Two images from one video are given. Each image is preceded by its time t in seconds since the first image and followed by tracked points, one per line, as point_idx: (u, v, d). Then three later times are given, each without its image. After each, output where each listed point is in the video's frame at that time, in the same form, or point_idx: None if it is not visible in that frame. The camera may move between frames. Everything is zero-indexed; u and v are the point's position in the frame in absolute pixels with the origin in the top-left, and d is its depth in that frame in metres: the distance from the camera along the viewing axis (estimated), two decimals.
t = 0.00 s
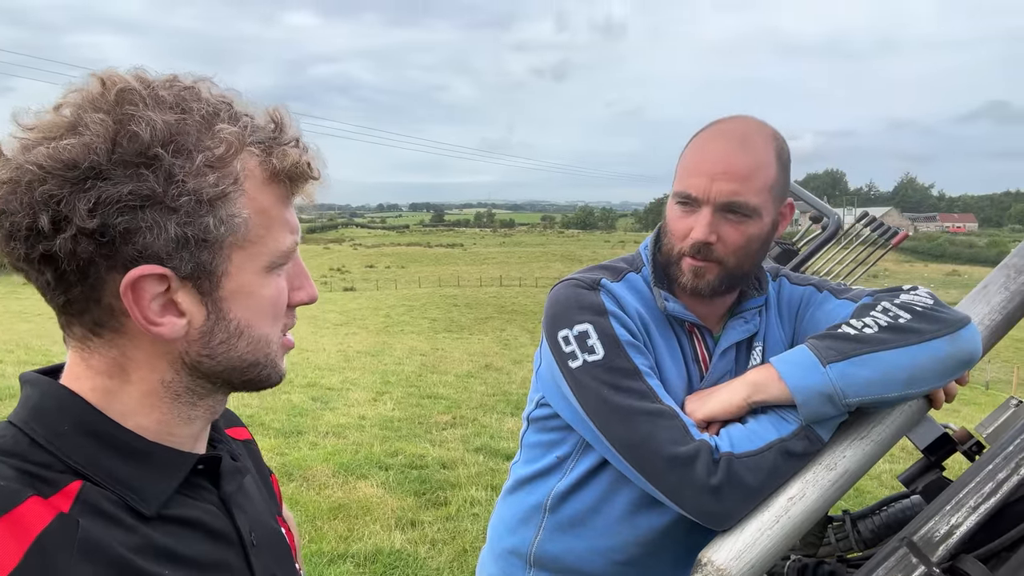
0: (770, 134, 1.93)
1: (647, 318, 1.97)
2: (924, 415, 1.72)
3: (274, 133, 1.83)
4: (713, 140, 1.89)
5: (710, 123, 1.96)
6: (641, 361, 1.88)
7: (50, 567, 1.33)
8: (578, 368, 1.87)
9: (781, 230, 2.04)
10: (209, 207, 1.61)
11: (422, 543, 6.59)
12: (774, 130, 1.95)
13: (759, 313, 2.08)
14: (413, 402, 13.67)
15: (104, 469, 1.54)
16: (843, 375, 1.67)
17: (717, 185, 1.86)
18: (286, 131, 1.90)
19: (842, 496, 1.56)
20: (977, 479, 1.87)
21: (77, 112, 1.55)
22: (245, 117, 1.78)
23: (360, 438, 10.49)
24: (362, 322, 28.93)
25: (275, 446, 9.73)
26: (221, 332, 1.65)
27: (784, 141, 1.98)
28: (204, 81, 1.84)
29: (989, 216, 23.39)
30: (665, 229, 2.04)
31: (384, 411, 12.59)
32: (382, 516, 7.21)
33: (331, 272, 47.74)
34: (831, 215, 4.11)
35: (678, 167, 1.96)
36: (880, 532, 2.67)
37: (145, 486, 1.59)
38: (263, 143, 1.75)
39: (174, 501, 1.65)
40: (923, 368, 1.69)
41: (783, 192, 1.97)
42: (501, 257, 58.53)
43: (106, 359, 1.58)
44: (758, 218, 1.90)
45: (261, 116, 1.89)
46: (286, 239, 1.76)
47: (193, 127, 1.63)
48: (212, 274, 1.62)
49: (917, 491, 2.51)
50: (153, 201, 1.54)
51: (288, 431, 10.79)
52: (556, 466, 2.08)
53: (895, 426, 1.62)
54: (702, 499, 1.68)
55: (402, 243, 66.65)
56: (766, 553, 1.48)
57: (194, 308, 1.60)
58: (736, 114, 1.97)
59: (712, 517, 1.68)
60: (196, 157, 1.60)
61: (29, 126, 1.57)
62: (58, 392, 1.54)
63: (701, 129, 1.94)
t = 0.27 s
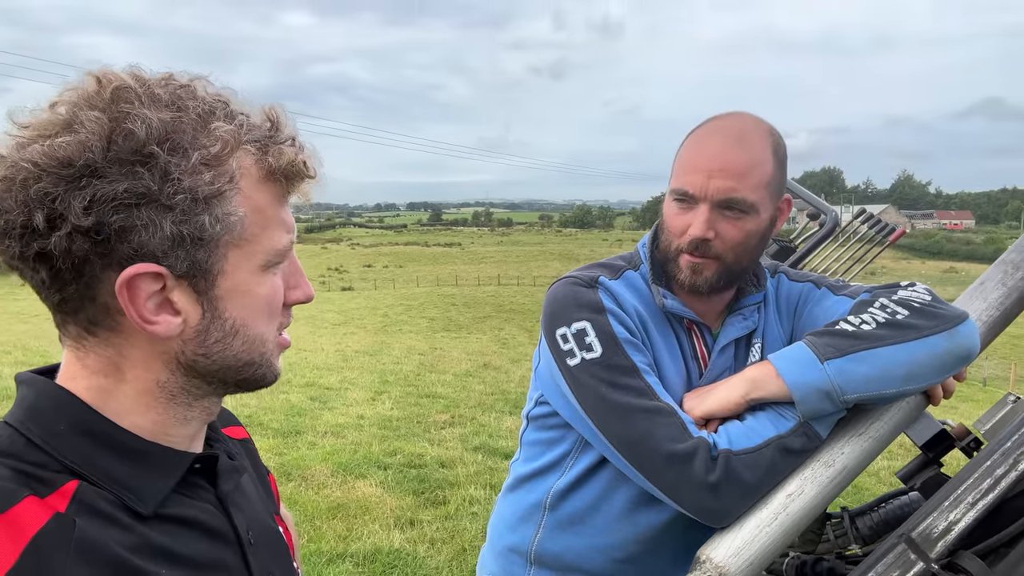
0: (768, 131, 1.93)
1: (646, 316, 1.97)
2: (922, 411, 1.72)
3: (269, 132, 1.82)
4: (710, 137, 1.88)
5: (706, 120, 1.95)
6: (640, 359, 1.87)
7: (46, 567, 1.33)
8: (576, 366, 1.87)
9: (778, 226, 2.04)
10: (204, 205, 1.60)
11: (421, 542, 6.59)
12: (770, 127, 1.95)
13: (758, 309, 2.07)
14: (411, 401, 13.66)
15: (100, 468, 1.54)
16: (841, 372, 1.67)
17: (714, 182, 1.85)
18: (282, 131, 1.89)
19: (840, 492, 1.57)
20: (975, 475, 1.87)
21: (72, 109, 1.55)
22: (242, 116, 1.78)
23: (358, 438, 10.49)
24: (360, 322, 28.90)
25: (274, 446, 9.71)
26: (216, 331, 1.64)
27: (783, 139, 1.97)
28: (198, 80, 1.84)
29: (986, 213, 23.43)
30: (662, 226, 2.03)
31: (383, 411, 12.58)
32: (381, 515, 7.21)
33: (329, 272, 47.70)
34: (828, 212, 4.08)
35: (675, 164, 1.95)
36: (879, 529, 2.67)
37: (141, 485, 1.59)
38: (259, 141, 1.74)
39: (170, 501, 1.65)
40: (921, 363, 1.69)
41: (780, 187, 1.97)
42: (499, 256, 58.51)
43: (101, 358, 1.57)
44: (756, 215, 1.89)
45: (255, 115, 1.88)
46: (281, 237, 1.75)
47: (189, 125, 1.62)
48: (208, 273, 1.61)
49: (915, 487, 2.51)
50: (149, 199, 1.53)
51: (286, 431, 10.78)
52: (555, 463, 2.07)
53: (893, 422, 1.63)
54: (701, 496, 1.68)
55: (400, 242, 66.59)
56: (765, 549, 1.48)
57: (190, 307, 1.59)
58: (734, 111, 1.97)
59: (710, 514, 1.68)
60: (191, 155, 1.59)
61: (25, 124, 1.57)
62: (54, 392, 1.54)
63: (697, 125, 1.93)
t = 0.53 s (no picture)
0: (765, 130, 1.93)
1: (643, 314, 1.97)
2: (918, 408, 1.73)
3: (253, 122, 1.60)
4: (707, 135, 1.88)
5: (704, 118, 1.95)
6: (637, 357, 1.87)
7: (44, 567, 1.33)
8: (573, 365, 1.87)
9: (775, 225, 2.04)
10: (143, 189, 1.42)
11: (419, 542, 6.58)
12: (767, 125, 1.95)
13: (755, 307, 2.07)
14: (410, 400, 13.66)
15: (99, 469, 1.53)
16: (838, 370, 1.67)
17: (712, 180, 1.85)
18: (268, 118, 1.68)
19: (836, 490, 1.57)
20: (971, 472, 1.88)
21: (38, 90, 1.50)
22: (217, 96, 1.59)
23: (357, 437, 10.48)
24: (359, 321, 28.88)
25: (272, 446, 9.71)
26: (165, 331, 1.46)
27: (780, 138, 1.98)
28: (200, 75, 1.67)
29: (983, 209, 23.46)
30: (659, 224, 2.03)
31: (381, 410, 12.58)
32: (380, 515, 7.20)
33: (326, 271, 47.66)
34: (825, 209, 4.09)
35: (672, 162, 1.95)
36: (876, 526, 2.66)
37: (140, 486, 1.58)
38: (225, 124, 1.53)
39: (169, 502, 1.64)
40: (917, 360, 1.69)
41: (778, 186, 1.97)
42: (497, 255, 58.49)
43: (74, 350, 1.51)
44: (753, 213, 1.89)
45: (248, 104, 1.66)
46: (240, 231, 1.50)
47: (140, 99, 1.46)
48: (150, 265, 1.43)
49: (912, 485, 2.51)
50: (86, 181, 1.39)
51: (284, 430, 10.78)
52: (552, 462, 2.07)
53: (891, 419, 1.64)
54: (698, 494, 1.68)
55: (398, 242, 66.56)
56: (762, 547, 1.48)
57: (132, 300, 1.43)
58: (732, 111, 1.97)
59: (707, 512, 1.68)
60: (135, 133, 1.41)
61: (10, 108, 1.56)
62: (53, 390, 1.52)
63: (694, 123, 1.93)
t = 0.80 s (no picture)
0: (766, 126, 1.92)
1: (645, 314, 1.95)
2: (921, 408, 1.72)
3: (188, 113, 1.60)
4: (708, 133, 1.87)
5: (704, 116, 1.93)
6: (639, 357, 1.86)
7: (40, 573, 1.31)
8: (574, 365, 1.85)
9: (776, 223, 2.02)
10: (64, 178, 1.52)
11: (419, 541, 6.57)
12: (768, 123, 1.94)
13: (757, 307, 2.06)
14: (408, 400, 13.64)
15: (97, 474, 1.52)
16: (842, 369, 1.66)
17: (714, 178, 1.84)
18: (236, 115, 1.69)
19: (840, 490, 1.56)
20: (975, 472, 1.86)
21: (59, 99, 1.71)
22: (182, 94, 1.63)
23: (355, 437, 10.46)
24: (357, 321, 28.85)
25: (271, 446, 9.69)
26: (82, 324, 1.50)
27: (781, 135, 1.97)
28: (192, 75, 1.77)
29: (981, 207, 23.47)
30: (660, 224, 2.02)
31: (380, 409, 12.57)
32: (379, 515, 7.19)
33: (324, 271, 47.60)
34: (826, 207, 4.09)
35: (673, 161, 1.93)
36: (878, 525, 2.64)
37: (137, 493, 1.56)
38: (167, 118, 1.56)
39: (168, 509, 1.62)
40: (922, 360, 1.68)
41: (779, 183, 1.95)
42: (495, 254, 58.47)
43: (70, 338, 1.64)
44: (756, 212, 1.88)
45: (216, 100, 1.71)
46: (147, 228, 1.49)
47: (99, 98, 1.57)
48: (74, 255, 1.51)
49: (914, 483, 2.50)
50: (48, 172, 1.54)
51: (283, 430, 10.76)
52: (554, 463, 2.06)
53: (894, 419, 1.63)
54: (701, 495, 1.67)
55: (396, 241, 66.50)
56: (765, 549, 1.47)
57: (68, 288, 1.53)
58: (731, 108, 1.96)
59: (710, 512, 1.66)
60: (63, 125, 1.54)
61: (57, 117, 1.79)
62: (57, 394, 1.54)
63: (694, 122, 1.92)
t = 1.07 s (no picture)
0: (767, 123, 1.92)
1: (649, 310, 1.96)
2: (925, 404, 1.73)
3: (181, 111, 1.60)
4: (711, 129, 1.87)
5: (708, 114, 1.94)
6: (643, 354, 1.86)
7: (56, 567, 1.31)
8: (579, 361, 1.86)
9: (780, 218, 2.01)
10: (64, 177, 1.55)
11: (419, 540, 6.58)
12: (770, 119, 1.94)
13: (761, 303, 2.06)
14: (407, 399, 13.64)
15: (111, 469, 1.53)
16: (847, 365, 1.66)
17: (717, 174, 1.84)
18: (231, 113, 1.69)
19: (843, 486, 1.57)
20: (977, 466, 1.87)
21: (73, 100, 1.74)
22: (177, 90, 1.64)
23: (354, 436, 10.46)
24: (355, 321, 28.84)
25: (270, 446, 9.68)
26: (77, 319, 1.52)
27: (783, 132, 1.97)
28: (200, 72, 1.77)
29: (977, 205, 23.55)
30: (664, 220, 2.02)
31: (378, 409, 12.57)
32: (379, 514, 7.18)
33: (322, 271, 47.54)
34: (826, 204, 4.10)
35: (676, 157, 1.94)
36: (879, 521, 2.66)
37: (151, 490, 1.57)
38: (161, 116, 1.57)
39: (181, 506, 1.62)
40: (926, 356, 1.68)
41: (780, 179, 1.95)
42: (492, 253, 58.45)
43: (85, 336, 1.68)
44: (758, 208, 1.88)
45: (219, 96, 1.71)
46: (133, 224, 1.49)
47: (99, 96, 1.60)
48: (72, 251, 1.53)
49: (917, 478, 2.50)
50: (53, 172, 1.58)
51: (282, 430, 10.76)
52: (558, 460, 2.06)
53: (896, 414, 1.63)
54: (707, 490, 1.67)
55: (393, 241, 66.48)
56: (770, 543, 1.47)
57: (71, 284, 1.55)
58: (733, 105, 1.96)
59: (716, 508, 1.67)
60: (64, 125, 1.58)
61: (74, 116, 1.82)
62: (75, 388, 1.56)
63: (697, 118, 1.92)
